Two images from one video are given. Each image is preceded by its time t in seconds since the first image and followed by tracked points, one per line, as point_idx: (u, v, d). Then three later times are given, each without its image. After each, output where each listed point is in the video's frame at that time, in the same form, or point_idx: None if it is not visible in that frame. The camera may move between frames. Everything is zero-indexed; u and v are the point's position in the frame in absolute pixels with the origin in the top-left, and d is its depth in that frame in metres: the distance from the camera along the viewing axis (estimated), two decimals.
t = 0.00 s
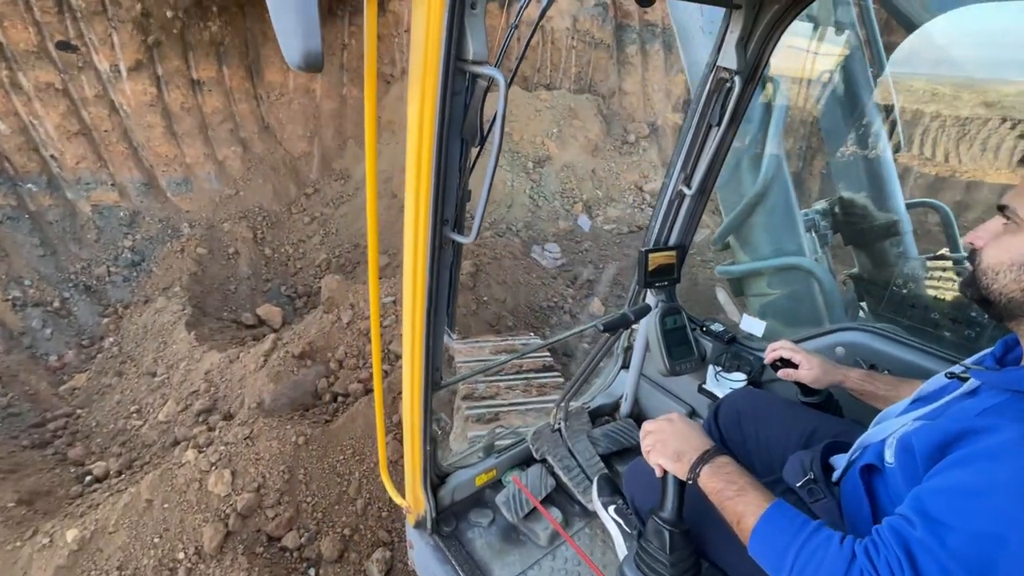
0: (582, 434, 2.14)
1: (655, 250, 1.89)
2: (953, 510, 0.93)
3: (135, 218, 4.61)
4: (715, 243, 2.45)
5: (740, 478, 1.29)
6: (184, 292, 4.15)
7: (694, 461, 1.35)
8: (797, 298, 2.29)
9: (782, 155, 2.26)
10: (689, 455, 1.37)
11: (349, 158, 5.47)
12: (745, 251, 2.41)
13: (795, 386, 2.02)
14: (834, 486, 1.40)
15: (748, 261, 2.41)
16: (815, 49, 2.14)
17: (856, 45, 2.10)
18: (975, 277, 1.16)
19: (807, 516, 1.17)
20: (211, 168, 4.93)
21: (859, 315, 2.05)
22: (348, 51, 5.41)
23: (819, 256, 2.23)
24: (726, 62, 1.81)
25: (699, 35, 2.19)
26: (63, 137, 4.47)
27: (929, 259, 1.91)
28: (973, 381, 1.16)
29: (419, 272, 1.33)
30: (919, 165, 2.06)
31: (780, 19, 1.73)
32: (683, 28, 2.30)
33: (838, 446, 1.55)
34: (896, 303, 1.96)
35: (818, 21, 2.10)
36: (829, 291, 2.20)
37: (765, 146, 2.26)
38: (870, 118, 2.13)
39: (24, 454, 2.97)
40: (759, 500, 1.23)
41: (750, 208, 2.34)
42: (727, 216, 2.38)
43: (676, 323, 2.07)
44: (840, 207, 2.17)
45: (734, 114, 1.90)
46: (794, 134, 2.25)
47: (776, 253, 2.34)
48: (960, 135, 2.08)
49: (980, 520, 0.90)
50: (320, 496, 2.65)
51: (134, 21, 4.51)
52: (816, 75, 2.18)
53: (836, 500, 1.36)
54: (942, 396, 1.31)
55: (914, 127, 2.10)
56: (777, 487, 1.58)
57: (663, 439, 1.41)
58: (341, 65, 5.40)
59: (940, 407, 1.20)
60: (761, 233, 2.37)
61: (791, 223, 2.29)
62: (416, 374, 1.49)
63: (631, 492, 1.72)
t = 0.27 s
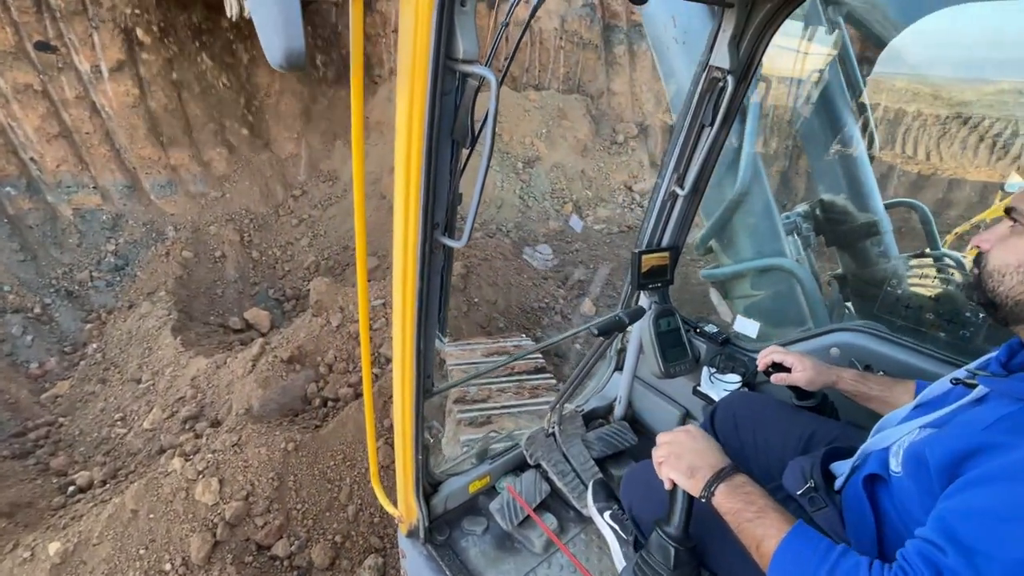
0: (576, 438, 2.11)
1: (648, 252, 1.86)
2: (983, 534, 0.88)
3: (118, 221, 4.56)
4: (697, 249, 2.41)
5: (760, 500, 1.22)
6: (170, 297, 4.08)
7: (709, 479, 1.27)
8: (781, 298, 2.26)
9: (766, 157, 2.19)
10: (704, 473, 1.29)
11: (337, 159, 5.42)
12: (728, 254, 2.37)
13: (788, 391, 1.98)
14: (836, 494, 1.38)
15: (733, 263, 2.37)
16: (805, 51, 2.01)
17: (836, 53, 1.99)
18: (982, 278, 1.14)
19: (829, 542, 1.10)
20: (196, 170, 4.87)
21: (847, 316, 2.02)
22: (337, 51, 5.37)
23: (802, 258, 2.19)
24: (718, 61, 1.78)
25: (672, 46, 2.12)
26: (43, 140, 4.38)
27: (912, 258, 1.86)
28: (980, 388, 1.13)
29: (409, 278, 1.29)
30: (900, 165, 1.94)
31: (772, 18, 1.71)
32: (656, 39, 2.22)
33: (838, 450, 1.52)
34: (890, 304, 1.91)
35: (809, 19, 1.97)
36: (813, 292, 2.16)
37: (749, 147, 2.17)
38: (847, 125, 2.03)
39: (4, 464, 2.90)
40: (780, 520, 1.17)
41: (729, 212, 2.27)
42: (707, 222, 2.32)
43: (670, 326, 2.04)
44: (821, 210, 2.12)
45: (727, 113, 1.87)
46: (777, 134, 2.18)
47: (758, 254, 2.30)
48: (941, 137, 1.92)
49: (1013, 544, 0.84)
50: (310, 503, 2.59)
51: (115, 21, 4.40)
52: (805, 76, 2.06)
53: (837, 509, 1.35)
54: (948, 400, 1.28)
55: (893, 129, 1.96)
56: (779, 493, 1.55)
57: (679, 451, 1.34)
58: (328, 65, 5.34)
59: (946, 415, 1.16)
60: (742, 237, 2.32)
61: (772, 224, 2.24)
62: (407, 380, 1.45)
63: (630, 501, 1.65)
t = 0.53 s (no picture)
0: (571, 435, 2.12)
1: (641, 250, 1.87)
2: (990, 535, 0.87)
3: (111, 222, 4.54)
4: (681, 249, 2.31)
5: (777, 504, 1.21)
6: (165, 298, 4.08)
7: (722, 479, 1.27)
8: (762, 298, 2.23)
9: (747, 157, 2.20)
10: (718, 475, 1.28)
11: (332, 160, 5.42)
12: (711, 255, 2.31)
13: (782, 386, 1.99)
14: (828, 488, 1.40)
15: (713, 263, 2.32)
16: (795, 50, 2.03)
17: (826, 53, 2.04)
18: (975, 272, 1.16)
19: (837, 548, 1.09)
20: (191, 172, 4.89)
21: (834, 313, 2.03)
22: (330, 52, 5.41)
23: (785, 259, 2.18)
24: (709, 61, 1.79)
25: (648, 59, 2.25)
26: (35, 141, 4.42)
27: (893, 255, 1.91)
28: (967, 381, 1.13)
29: (406, 277, 1.30)
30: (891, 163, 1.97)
31: (761, 19, 1.72)
32: (635, 58, 2.33)
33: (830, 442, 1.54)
34: (878, 300, 1.91)
35: (800, 19, 2.00)
36: (792, 294, 2.17)
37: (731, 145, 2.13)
38: (824, 132, 2.09)
39: None
40: (796, 526, 1.16)
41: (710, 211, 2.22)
42: (691, 223, 2.25)
43: (663, 323, 2.05)
44: (802, 211, 2.14)
45: (718, 113, 1.89)
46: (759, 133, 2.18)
47: (737, 255, 2.27)
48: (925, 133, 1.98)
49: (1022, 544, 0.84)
50: (307, 502, 2.60)
51: (108, 22, 4.55)
52: (794, 75, 2.08)
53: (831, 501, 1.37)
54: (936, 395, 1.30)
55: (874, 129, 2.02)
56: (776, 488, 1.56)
57: (694, 449, 1.34)
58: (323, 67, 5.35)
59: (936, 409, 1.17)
60: (723, 237, 2.27)
61: (748, 221, 2.24)
62: (403, 380, 1.46)
63: (625, 496, 1.70)
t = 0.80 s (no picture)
0: (570, 431, 2.12)
1: (639, 248, 1.89)
2: (982, 527, 0.88)
3: (111, 222, 4.58)
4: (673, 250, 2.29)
5: (782, 493, 1.22)
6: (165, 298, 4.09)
7: (729, 468, 1.29)
8: (751, 296, 2.25)
9: (734, 158, 2.20)
10: (724, 466, 1.29)
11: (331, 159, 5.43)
12: (699, 254, 2.31)
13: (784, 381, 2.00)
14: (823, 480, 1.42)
15: (702, 263, 2.32)
16: (790, 50, 2.04)
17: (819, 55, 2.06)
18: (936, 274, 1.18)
19: (839, 539, 1.09)
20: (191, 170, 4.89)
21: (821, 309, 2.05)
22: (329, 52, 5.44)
23: (773, 259, 2.21)
24: (705, 61, 1.81)
25: (631, 68, 2.25)
26: (35, 141, 4.42)
27: (881, 254, 1.94)
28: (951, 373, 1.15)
29: (407, 274, 1.31)
30: (889, 164, 1.97)
31: (756, 20, 1.73)
32: (620, 67, 2.33)
33: (825, 435, 1.58)
34: (872, 296, 1.94)
35: (792, 19, 1.99)
36: (779, 293, 2.20)
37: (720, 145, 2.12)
38: (809, 136, 2.11)
39: None
40: (799, 516, 1.17)
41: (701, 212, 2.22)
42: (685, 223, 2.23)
43: (660, 320, 2.06)
44: (791, 213, 2.18)
45: (714, 111, 1.91)
46: (746, 134, 2.19)
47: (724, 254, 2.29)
48: (916, 130, 1.98)
49: (1012, 535, 0.85)
50: (309, 499, 2.61)
51: (108, 23, 4.47)
52: (789, 75, 2.09)
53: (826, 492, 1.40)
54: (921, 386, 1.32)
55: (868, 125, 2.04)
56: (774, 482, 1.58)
57: (702, 439, 1.36)
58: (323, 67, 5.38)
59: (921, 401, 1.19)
60: (711, 238, 2.29)
61: (733, 219, 2.27)
62: (404, 376, 1.47)
63: (625, 488, 1.72)
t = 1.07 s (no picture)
0: (568, 426, 2.13)
1: (637, 244, 1.91)
2: (953, 510, 0.92)
3: (114, 221, 4.59)
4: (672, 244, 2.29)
5: (776, 480, 1.24)
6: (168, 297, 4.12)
7: (723, 454, 1.31)
8: (747, 293, 2.26)
9: (734, 159, 2.22)
10: (719, 452, 1.32)
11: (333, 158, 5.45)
12: (697, 252, 2.31)
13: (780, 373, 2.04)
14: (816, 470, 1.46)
15: (699, 260, 2.32)
16: (788, 48, 2.07)
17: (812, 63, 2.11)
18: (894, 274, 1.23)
19: (828, 524, 1.12)
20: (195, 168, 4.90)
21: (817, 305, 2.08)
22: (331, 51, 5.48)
23: (772, 258, 2.22)
24: (702, 58, 1.82)
25: (626, 70, 2.26)
26: (39, 139, 4.45)
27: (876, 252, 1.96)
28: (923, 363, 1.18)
29: (406, 268, 1.34)
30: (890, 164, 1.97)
31: (752, 17, 1.75)
32: (615, 70, 2.32)
33: (817, 426, 1.62)
34: (866, 291, 1.96)
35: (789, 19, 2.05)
36: (776, 291, 2.20)
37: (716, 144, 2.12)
38: (805, 135, 2.15)
39: (4, 461, 2.92)
40: (791, 502, 1.19)
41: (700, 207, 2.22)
42: (683, 221, 2.23)
43: (659, 315, 2.08)
44: (787, 212, 2.20)
45: (712, 108, 1.92)
46: (744, 133, 2.19)
47: (720, 250, 2.29)
48: (916, 130, 1.97)
49: (981, 517, 0.89)
50: (310, 494, 2.63)
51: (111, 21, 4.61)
52: (788, 74, 2.13)
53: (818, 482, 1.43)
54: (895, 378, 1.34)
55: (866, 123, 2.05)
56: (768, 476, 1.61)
57: (699, 427, 1.39)
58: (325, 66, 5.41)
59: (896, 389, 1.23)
60: (708, 235, 2.29)
61: (729, 216, 2.27)
62: (405, 371, 1.49)
63: (623, 481, 1.75)
